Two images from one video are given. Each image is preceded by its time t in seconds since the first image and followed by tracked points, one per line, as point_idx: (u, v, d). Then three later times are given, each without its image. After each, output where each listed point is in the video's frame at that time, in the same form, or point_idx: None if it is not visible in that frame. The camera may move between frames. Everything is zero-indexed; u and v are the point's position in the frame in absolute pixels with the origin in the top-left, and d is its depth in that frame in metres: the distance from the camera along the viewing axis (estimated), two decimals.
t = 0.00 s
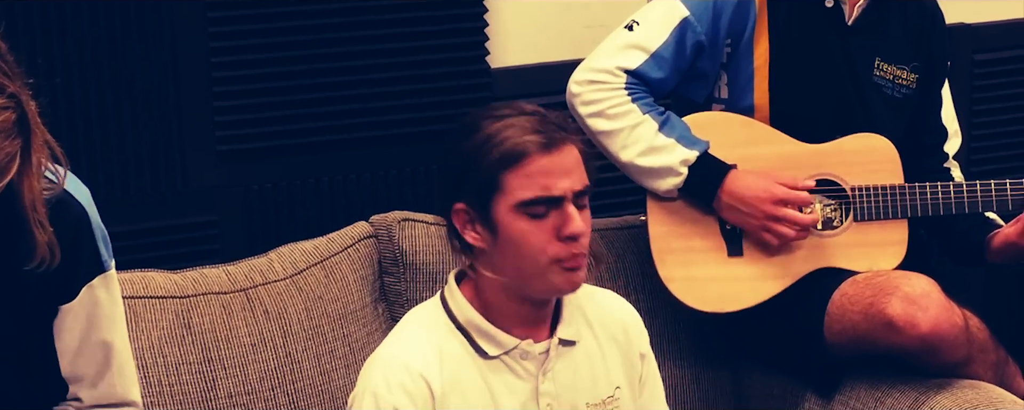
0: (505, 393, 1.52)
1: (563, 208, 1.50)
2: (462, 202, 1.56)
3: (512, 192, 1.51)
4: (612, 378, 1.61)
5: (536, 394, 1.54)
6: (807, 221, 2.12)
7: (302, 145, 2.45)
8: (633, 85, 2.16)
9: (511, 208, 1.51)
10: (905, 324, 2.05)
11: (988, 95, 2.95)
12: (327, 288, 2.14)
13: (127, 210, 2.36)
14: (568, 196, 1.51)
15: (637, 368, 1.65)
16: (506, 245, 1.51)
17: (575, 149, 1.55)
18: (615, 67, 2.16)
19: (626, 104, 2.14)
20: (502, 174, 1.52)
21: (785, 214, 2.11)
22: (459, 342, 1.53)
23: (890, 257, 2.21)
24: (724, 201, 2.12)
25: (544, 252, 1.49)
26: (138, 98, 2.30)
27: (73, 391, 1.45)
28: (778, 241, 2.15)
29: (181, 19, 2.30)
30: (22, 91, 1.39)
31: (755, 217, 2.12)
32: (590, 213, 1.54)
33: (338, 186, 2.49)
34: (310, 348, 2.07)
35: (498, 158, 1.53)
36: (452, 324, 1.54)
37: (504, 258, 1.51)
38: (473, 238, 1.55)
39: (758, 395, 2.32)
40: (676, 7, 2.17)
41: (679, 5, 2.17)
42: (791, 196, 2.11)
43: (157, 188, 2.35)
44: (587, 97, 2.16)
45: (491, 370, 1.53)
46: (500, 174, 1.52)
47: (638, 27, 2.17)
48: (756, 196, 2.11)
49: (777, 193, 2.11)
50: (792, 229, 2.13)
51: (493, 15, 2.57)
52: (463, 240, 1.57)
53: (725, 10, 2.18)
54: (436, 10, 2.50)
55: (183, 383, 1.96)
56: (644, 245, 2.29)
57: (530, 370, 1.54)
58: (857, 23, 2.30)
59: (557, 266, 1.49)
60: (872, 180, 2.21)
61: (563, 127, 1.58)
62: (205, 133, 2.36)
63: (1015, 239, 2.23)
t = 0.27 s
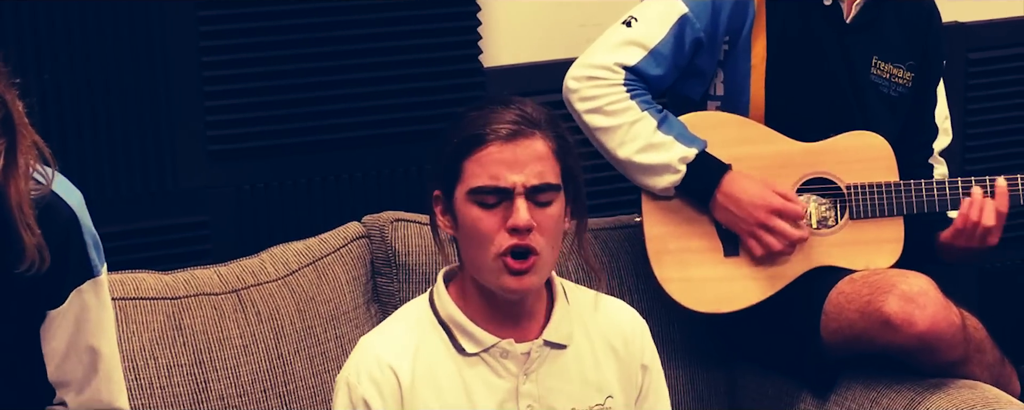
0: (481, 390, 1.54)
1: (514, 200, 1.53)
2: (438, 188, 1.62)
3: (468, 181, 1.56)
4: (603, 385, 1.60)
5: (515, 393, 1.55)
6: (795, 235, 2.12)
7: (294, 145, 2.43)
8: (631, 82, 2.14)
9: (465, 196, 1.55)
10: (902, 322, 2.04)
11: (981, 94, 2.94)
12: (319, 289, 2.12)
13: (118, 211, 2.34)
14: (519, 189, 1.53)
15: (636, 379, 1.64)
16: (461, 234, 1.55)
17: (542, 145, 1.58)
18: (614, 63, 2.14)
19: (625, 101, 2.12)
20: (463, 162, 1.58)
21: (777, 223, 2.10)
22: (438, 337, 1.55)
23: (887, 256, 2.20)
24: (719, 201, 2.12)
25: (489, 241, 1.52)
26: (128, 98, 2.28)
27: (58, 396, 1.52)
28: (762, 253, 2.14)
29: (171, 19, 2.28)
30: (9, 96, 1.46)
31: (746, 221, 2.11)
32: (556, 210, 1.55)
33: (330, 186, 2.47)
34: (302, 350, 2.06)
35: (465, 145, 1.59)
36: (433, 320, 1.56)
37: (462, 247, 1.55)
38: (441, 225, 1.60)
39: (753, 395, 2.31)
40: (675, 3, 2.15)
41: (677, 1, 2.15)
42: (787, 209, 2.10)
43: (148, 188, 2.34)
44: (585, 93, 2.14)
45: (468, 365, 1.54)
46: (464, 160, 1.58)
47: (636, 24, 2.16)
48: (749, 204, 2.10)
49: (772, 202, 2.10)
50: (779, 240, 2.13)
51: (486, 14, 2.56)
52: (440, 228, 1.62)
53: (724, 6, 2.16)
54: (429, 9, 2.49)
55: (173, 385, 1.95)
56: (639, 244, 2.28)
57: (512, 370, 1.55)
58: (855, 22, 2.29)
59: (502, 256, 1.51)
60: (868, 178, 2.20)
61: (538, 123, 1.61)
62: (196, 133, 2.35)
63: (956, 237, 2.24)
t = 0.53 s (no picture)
0: (483, 388, 1.53)
1: (528, 195, 1.52)
2: (441, 189, 1.60)
3: (479, 179, 1.55)
4: (598, 383, 1.61)
5: (517, 391, 1.55)
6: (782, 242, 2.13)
7: (284, 144, 2.42)
8: (624, 79, 2.13)
9: (477, 194, 1.54)
10: (895, 321, 2.04)
11: (972, 92, 2.94)
12: (310, 289, 2.11)
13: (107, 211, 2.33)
14: (534, 184, 1.53)
15: (625, 377, 1.66)
16: (473, 231, 1.54)
17: (547, 140, 1.58)
18: (606, 61, 2.14)
19: (617, 98, 2.12)
20: (470, 160, 1.57)
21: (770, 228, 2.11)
22: (439, 337, 1.54)
23: (880, 253, 2.19)
24: (711, 201, 2.11)
25: (506, 237, 1.51)
26: (117, 98, 2.27)
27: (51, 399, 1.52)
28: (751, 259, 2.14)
29: (160, 17, 2.27)
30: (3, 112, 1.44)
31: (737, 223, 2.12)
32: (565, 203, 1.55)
33: (320, 185, 2.46)
34: (293, 350, 2.05)
35: (471, 144, 1.57)
36: (434, 320, 1.55)
37: (473, 245, 1.54)
38: (446, 225, 1.58)
39: (745, 395, 2.30)
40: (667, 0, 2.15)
41: None
42: (775, 214, 2.11)
43: (137, 188, 2.32)
44: (578, 91, 2.14)
45: (471, 364, 1.53)
46: (472, 159, 1.57)
47: (629, 21, 2.15)
48: (745, 206, 2.10)
49: (764, 205, 2.10)
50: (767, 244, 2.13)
51: (477, 12, 2.55)
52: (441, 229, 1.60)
53: (716, 3, 2.16)
54: (419, 7, 2.48)
55: (164, 386, 1.93)
56: (631, 243, 2.27)
57: (514, 368, 1.55)
58: (847, 20, 2.29)
59: (520, 252, 1.50)
60: (860, 176, 2.19)
61: (540, 118, 1.61)
62: (186, 133, 2.33)
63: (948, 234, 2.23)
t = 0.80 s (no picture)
0: (478, 385, 1.52)
1: (530, 185, 1.53)
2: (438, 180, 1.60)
3: (480, 170, 1.55)
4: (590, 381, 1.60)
5: (512, 388, 1.54)
6: (790, 216, 2.11)
7: (277, 143, 2.41)
8: (618, 77, 2.15)
9: (478, 185, 1.54)
10: (889, 320, 2.03)
11: (964, 91, 2.94)
12: (303, 289, 2.11)
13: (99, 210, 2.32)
14: (535, 174, 1.54)
15: (617, 376, 1.66)
16: (473, 221, 1.54)
17: (548, 132, 1.59)
18: (600, 59, 2.15)
19: (611, 96, 2.13)
20: (470, 152, 1.57)
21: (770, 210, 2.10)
22: (434, 334, 1.53)
23: (874, 253, 2.20)
24: (708, 196, 2.11)
25: (507, 227, 1.51)
26: (110, 96, 2.26)
27: (45, 395, 1.52)
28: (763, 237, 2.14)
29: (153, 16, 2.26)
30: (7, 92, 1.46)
31: (738, 211, 2.11)
32: (563, 196, 1.57)
33: (313, 184, 2.45)
34: (286, 350, 2.04)
35: (473, 134, 1.58)
36: (428, 317, 1.55)
37: (473, 237, 1.54)
38: (444, 217, 1.58)
39: (739, 394, 2.30)
40: None
41: None
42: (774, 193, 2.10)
43: (129, 187, 2.31)
44: (572, 89, 2.15)
45: (466, 361, 1.53)
46: (473, 149, 1.57)
47: (624, 19, 2.16)
48: (740, 192, 2.10)
49: (762, 188, 2.10)
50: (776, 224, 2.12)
51: (470, 11, 2.55)
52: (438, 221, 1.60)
53: (710, 2, 2.17)
54: (413, 6, 2.47)
55: (156, 386, 1.93)
56: (625, 242, 2.27)
57: (507, 366, 1.54)
58: (841, 18, 2.28)
59: (522, 243, 1.51)
60: (853, 175, 2.19)
61: (540, 111, 1.62)
62: (178, 132, 2.33)
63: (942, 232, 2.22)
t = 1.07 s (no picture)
0: (460, 389, 1.53)
1: (505, 208, 1.51)
2: (423, 189, 1.60)
3: (457, 188, 1.54)
4: (585, 385, 1.60)
5: (497, 392, 1.55)
6: (784, 225, 2.11)
7: (271, 142, 2.41)
8: (617, 75, 2.14)
9: (455, 202, 1.53)
10: (884, 318, 2.04)
11: (958, 90, 2.94)
12: (298, 288, 2.11)
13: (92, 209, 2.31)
14: (511, 195, 1.51)
15: (617, 379, 1.64)
16: (450, 237, 1.53)
17: (531, 150, 1.56)
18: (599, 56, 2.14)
19: (610, 93, 2.12)
20: (450, 168, 1.55)
21: (766, 216, 2.10)
22: (418, 336, 1.54)
23: (870, 253, 2.20)
24: (705, 194, 2.11)
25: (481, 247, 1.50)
26: (104, 94, 2.25)
27: (42, 391, 1.52)
28: (752, 243, 2.13)
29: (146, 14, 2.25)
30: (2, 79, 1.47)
31: (733, 213, 2.11)
32: (544, 214, 1.54)
33: (308, 184, 2.45)
34: (281, 349, 2.04)
35: (453, 151, 1.56)
36: (415, 318, 1.56)
37: (450, 252, 1.53)
38: (427, 226, 1.58)
39: (734, 393, 2.30)
40: None
41: None
42: (771, 198, 2.10)
43: (124, 186, 2.31)
44: (571, 86, 2.14)
45: (449, 365, 1.54)
46: (453, 165, 1.55)
47: (623, 17, 2.16)
48: (736, 195, 2.10)
49: (760, 193, 2.10)
50: (768, 230, 2.12)
51: (464, 10, 2.54)
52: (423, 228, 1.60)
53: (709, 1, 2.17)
54: (407, 4, 2.47)
55: (150, 386, 1.92)
56: (620, 241, 2.27)
57: (494, 370, 1.55)
58: (841, 17, 2.29)
59: (495, 263, 1.50)
60: (851, 175, 2.20)
61: (525, 126, 1.59)
62: (173, 131, 2.32)
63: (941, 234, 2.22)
